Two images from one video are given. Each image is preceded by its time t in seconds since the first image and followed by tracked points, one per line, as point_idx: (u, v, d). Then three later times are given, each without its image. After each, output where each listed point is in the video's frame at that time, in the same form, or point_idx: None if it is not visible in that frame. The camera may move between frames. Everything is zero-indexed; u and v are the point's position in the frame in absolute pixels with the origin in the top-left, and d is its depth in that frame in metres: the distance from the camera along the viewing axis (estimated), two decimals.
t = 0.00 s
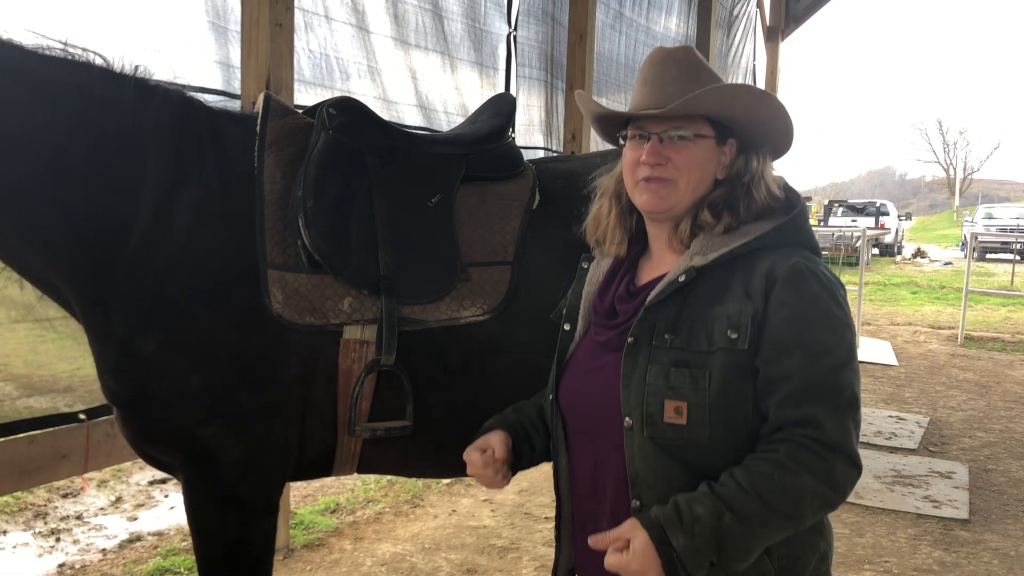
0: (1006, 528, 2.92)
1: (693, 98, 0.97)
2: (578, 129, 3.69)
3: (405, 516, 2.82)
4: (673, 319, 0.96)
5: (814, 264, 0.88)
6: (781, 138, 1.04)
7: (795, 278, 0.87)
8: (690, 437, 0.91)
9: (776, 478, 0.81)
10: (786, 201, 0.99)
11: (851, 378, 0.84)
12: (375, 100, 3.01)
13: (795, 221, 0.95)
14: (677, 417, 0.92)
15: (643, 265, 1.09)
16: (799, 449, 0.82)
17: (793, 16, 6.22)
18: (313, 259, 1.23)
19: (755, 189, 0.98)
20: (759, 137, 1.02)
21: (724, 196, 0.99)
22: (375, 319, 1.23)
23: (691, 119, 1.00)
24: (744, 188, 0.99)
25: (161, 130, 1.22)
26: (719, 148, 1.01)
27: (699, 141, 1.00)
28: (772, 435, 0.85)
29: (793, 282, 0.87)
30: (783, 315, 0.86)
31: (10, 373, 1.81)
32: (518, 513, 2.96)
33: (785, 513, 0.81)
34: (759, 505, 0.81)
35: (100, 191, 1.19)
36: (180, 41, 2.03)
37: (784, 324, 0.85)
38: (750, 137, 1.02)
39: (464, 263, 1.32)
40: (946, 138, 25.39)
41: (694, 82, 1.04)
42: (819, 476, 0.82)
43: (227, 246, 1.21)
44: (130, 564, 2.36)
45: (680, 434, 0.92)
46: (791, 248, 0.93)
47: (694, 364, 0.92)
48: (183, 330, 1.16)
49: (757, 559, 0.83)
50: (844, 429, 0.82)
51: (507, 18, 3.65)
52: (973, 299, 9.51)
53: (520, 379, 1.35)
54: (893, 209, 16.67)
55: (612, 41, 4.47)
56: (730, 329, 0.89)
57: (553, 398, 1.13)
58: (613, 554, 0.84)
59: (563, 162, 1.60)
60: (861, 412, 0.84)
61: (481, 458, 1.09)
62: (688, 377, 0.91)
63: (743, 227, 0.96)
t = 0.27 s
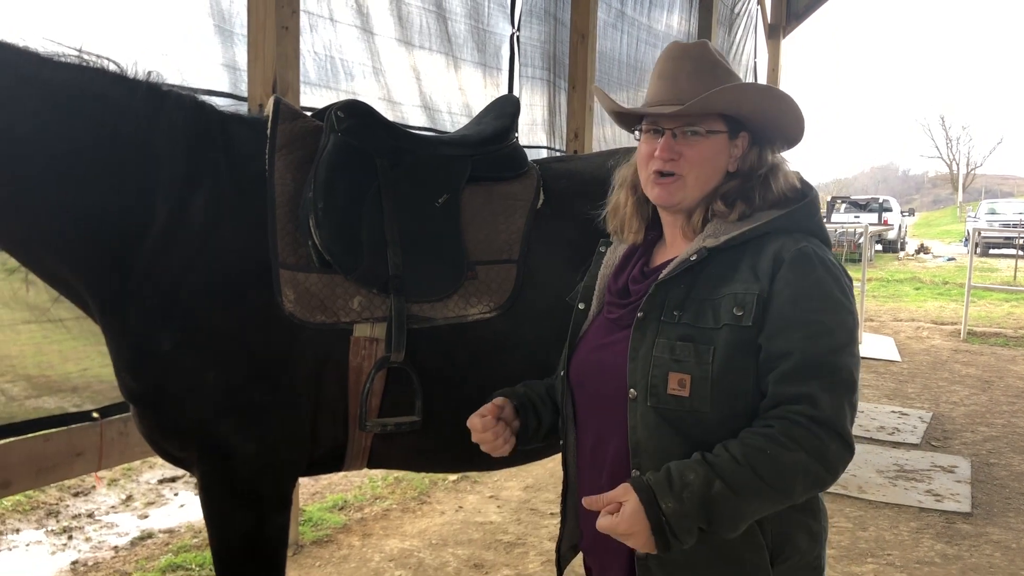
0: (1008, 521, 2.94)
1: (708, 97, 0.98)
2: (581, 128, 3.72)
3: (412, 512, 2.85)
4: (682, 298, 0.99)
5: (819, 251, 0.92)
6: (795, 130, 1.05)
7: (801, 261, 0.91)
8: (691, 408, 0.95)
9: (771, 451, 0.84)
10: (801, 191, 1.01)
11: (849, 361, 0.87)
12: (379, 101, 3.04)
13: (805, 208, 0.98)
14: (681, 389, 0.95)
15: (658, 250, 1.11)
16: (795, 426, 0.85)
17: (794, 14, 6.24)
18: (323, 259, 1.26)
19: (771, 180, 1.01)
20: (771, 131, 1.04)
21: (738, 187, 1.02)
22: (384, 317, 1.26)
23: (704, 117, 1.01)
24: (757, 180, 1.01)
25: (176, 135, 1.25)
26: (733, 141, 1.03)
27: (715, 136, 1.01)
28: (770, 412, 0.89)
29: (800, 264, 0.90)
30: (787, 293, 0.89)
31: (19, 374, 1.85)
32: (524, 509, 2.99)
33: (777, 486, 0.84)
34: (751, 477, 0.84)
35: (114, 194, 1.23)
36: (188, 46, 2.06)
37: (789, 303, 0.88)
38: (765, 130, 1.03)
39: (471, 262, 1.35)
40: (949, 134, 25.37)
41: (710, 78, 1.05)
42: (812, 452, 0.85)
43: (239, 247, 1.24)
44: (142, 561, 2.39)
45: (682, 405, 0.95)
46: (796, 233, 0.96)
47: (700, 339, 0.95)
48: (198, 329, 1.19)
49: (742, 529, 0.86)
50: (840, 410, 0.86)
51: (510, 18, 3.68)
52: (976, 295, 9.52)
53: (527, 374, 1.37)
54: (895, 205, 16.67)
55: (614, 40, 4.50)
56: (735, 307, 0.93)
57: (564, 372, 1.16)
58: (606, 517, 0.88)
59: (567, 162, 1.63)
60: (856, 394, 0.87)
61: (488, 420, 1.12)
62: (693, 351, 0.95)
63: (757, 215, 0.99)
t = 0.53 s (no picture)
0: (1003, 505, 2.99)
1: (700, 88, 1.02)
2: (579, 122, 3.75)
3: (416, 502, 2.90)
4: (676, 284, 1.03)
5: (809, 241, 0.95)
6: (793, 118, 1.07)
7: (790, 251, 0.94)
8: (680, 390, 0.98)
9: (762, 436, 0.88)
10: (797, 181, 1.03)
11: (837, 348, 0.90)
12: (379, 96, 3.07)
13: (797, 197, 1.00)
14: (669, 369, 0.99)
15: (659, 238, 1.14)
16: (786, 410, 0.88)
17: (790, 6, 6.27)
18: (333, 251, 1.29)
19: (766, 169, 1.03)
20: (769, 119, 1.06)
21: (735, 175, 1.04)
22: (393, 306, 1.30)
23: (702, 107, 1.05)
24: (753, 168, 1.04)
25: (188, 131, 1.29)
26: (730, 131, 1.06)
27: (711, 127, 1.04)
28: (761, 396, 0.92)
29: (790, 254, 0.94)
30: (776, 282, 0.92)
31: (17, 373, 1.91)
32: (526, 497, 3.03)
33: (768, 470, 0.88)
34: (743, 461, 0.88)
35: (128, 189, 1.26)
36: (192, 43, 2.10)
37: (778, 292, 0.92)
38: (762, 120, 1.06)
39: (477, 253, 1.39)
40: (945, 124, 25.42)
41: (706, 71, 1.09)
42: (803, 437, 0.88)
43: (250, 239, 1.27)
44: (151, 551, 2.43)
45: (670, 385, 0.99)
46: (787, 223, 0.99)
47: (689, 323, 0.99)
48: (212, 319, 1.22)
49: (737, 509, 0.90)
50: (828, 397, 0.89)
51: (508, 13, 3.72)
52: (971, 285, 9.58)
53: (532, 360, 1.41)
54: (891, 195, 16.72)
55: (611, 33, 4.53)
56: (724, 293, 0.96)
57: (569, 353, 1.19)
58: (606, 496, 0.94)
59: (568, 155, 1.66)
60: (845, 379, 0.90)
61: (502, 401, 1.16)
62: (682, 334, 0.99)
63: (752, 204, 1.01)
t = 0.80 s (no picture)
0: (991, 486, 3.05)
1: (703, 80, 1.05)
2: (573, 111, 3.79)
3: (415, 487, 2.94)
4: (670, 268, 1.07)
5: (798, 226, 0.99)
6: (789, 110, 1.11)
7: (778, 235, 0.98)
8: (675, 369, 1.03)
9: (750, 403, 0.92)
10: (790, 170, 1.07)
11: (827, 327, 0.93)
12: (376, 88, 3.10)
13: (790, 185, 1.04)
14: (664, 350, 1.03)
15: (655, 223, 1.18)
16: (776, 382, 0.92)
17: None
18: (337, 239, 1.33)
19: (761, 159, 1.07)
20: (767, 111, 1.10)
21: (731, 165, 1.08)
22: (395, 293, 1.35)
23: (702, 97, 1.08)
24: (749, 158, 1.07)
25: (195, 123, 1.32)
26: (728, 121, 1.09)
27: (710, 117, 1.08)
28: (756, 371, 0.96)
29: (779, 238, 0.97)
30: (765, 265, 0.96)
31: (19, 362, 1.97)
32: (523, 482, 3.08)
33: (754, 436, 0.92)
34: (728, 425, 0.92)
35: (137, 182, 1.29)
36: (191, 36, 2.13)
37: (766, 274, 0.96)
38: (758, 111, 1.10)
39: (477, 240, 1.43)
40: (937, 111, 25.48)
41: (707, 62, 1.12)
42: (791, 409, 0.92)
43: (257, 230, 1.31)
44: (156, 536, 2.47)
45: (665, 365, 1.03)
46: (778, 210, 1.02)
47: (683, 305, 1.03)
48: (221, 306, 1.26)
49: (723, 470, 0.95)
50: (818, 372, 0.92)
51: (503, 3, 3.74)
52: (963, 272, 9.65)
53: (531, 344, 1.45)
54: (884, 183, 16.79)
55: (604, 23, 4.56)
56: (717, 277, 1.00)
57: (566, 334, 1.23)
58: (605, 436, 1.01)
59: (564, 143, 1.70)
60: (836, 357, 0.93)
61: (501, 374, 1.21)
62: (678, 316, 1.03)
63: (745, 192, 1.05)
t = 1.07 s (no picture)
0: (978, 468, 3.11)
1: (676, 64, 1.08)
2: (566, 100, 3.82)
3: (411, 473, 2.98)
4: (666, 255, 1.09)
5: (792, 212, 1.02)
6: (771, 98, 1.14)
7: (776, 222, 1.01)
8: (676, 354, 1.05)
9: (762, 385, 0.95)
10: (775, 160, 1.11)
11: (830, 305, 0.97)
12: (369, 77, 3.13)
13: (776, 172, 1.08)
14: (665, 336, 1.05)
15: (642, 212, 1.21)
16: (791, 363, 0.95)
17: None
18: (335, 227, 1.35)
19: (747, 149, 1.10)
20: (746, 99, 1.13)
21: (716, 153, 1.11)
22: (393, 279, 1.38)
23: (680, 84, 1.11)
24: (734, 147, 1.10)
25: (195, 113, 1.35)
26: (708, 109, 1.12)
27: (689, 104, 1.10)
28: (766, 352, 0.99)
29: (776, 225, 1.01)
30: (765, 251, 1.00)
31: (18, 350, 2.00)
32: (518, 467, 3.12)
33: (767, 416, 0.96)
34: (741, 408, 0.96)
35: (139, 172, 1.32)
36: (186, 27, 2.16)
37: (769, 261, 0.99)
38: (740, 99, 1.12)
39: (471, 227, 1.46)
40: (929, 98, 25.54)
41: (685, 47, 1.13)
42: (801, 386, 0.95)
43: (257, 220, 1.34)
44: (156, 522, 2.51)
45: (667, 351, 1.05)
46: (770, 197, 1.06)
47: (681, 291, 1.06)
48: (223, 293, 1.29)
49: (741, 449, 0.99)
50: (825, 352, 0.96)
51: None
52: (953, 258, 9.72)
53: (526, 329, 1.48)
54: (875, 171, 16.85)
55: (596, 12, 4.58)
56: (716, 264, 1.03)
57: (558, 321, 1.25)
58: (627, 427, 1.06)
59: (557, 132, 1.72)
60: (840, 333, 0.97)
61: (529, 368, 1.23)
62: (677, 303, 1.05)
63: (734, 180, 1.08)
